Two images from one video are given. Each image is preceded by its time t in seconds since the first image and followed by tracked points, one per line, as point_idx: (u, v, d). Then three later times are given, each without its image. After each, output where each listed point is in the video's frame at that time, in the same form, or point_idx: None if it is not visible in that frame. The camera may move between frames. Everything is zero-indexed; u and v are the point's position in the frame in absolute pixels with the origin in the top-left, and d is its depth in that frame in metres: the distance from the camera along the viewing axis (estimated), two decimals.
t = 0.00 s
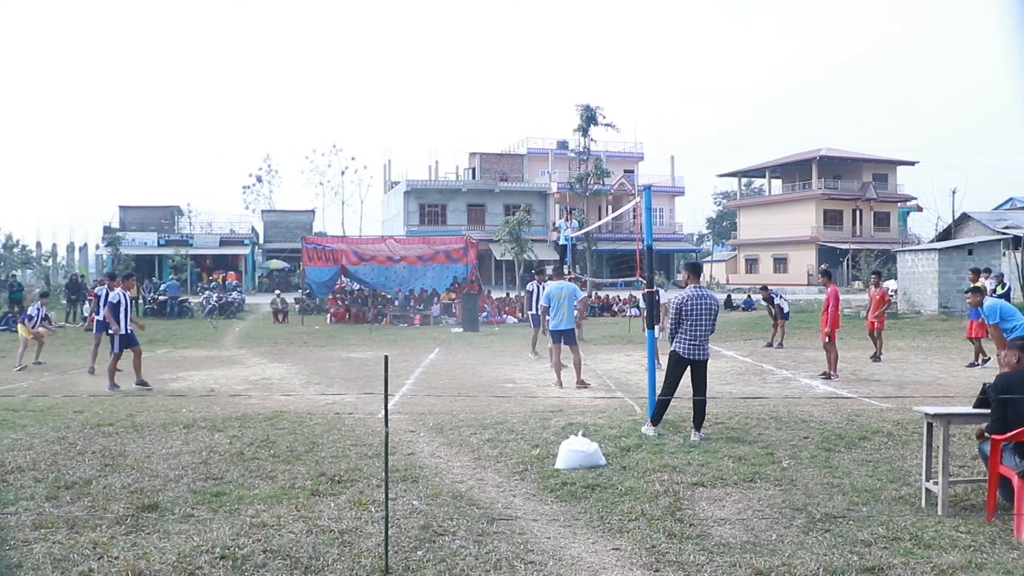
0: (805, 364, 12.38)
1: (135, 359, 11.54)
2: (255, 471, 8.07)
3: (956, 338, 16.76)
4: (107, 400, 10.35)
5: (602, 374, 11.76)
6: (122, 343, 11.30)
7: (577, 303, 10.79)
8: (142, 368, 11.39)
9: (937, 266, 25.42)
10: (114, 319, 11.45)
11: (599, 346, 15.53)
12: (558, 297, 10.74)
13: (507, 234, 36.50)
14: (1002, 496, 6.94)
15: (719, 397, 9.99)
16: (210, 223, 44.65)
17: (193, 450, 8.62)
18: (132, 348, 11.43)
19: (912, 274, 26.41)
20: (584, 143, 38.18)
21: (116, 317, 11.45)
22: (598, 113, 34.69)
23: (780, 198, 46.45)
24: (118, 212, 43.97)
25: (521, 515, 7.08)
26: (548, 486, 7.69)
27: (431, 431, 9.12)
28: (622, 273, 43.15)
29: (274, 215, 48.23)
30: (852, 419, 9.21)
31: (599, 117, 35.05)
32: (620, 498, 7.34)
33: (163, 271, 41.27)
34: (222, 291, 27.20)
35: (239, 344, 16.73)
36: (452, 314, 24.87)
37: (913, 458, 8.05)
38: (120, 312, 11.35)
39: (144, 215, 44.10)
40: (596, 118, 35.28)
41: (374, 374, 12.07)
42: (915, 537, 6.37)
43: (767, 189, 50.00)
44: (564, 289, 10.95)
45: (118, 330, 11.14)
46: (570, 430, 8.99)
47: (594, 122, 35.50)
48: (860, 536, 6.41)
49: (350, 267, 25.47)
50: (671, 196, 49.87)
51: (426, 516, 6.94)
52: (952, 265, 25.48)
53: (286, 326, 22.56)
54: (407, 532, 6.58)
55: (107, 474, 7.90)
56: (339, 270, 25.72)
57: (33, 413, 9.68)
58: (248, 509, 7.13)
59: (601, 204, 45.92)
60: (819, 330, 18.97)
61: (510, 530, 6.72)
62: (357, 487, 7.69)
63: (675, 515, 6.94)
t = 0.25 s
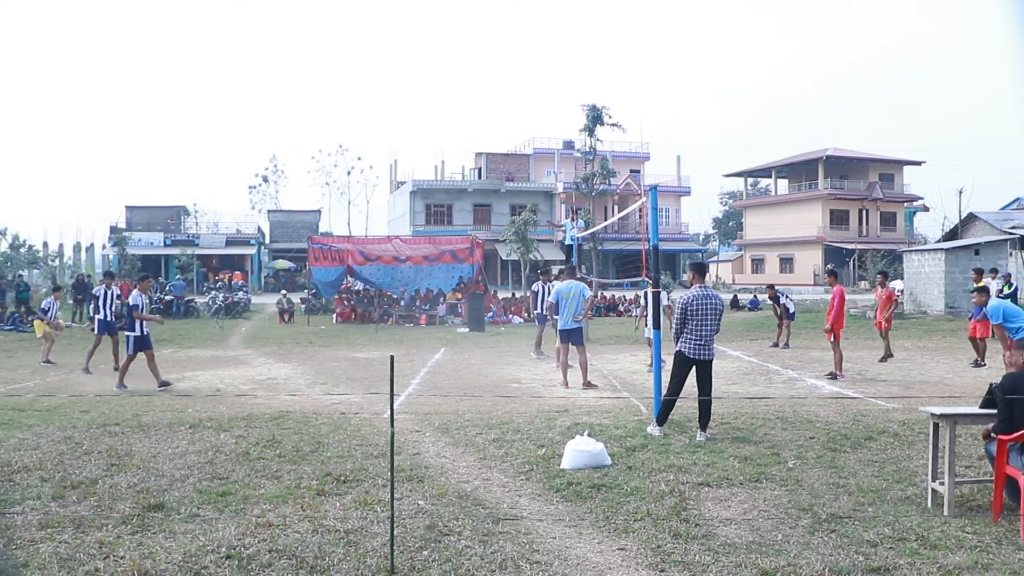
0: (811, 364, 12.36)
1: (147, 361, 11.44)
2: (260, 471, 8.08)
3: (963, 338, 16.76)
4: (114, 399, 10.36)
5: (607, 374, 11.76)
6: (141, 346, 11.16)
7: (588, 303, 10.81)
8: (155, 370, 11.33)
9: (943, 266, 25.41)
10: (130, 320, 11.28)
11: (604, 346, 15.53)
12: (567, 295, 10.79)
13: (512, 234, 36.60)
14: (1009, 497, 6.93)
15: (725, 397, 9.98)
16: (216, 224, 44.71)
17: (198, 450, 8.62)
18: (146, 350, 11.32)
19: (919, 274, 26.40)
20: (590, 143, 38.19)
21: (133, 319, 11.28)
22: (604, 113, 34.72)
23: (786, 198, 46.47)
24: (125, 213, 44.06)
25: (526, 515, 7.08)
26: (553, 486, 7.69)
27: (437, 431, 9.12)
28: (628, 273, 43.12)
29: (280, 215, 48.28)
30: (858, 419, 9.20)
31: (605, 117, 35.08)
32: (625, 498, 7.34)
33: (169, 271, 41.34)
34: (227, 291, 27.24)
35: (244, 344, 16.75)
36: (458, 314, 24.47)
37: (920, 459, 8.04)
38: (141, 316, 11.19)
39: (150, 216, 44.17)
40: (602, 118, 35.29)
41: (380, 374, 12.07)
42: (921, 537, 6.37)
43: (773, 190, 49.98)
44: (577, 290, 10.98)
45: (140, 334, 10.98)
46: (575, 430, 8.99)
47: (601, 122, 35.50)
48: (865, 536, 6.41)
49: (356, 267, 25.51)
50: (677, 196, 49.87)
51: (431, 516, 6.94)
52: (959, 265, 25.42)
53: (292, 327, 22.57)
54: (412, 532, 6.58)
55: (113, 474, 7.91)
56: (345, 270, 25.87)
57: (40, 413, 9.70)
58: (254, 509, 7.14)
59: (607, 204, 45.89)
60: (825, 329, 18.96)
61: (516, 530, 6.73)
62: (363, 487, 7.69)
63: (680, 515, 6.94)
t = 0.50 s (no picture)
0: (818, 364, 12.34)
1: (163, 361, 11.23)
2: (267, 471, 8.09)
3: (970, 339, 16.71)
4: (121, 399, 10.38)
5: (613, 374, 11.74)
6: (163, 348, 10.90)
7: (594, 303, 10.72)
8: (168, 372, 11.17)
9: (950, 266, 25.35)
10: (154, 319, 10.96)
11: (609, 346, 15.52)
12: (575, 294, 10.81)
13: (518, 234, 36.64)
14: (1015, 497, 6.91)
15: (731, 397, 9.97)
16: (222, 224, 44.76)
17: (204, 450, 8.63)
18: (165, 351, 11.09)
19: (925, 273, 26.33)
20: (595, 143, 38.17)
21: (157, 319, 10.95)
22: (610, 113, 34.72)
23: (792, 198, 46.39)
24: (131, 213, 44.14)
25: (532, 514, 7.08)
26: (558, 486, 7.68)
27: (443, 431, 9.12)
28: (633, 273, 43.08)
29: (285, 215, 48.33)
30: (864, 419, 9.17)
31: (611, 117, 35.07)
32: (631, 498, 7.34)
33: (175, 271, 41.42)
34: (233, 291, 27.27)
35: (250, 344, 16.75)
36: (463, 314, 24.86)
37: (926, 459, 8.02)
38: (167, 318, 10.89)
39: (156, 216, 44.23)
40: (608, 118, 35.28)
41: (385, 374, 12.07)
42: (928, 538, 6.35)
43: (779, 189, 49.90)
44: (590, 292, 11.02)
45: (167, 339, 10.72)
46: (581, 430, 8.99)
47: (606, 122, 35.49)
48: (872, 536, 6.39)
49: (361, 267, 25.40)
50: (682, 196, 49.82)
51: (437, 516, 6.94)
52: (965, 264, 25.36)
53: (298, 327, 22.59)
54: (418, 532, 6.59)
55: (120, 473, 7.92)
56: (350, 270, 25.70)
57: (47, 413, 9.72)
58: (260, 508, 7.15)
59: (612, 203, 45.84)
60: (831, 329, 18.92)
61: (521, 530, 6.72)
62: (368, 487, 7.70)
63: (686, 515, 6.93)
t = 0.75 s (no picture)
0: (825, 364, 12.32)
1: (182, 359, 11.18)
2: (274, 470, 8.11)
3: (977, 339, 16.67)
4: (130, 399, 10.40)
5: (620, 374, 11.73)
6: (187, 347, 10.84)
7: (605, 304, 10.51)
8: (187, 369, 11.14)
9: (957, 266, 25.29)
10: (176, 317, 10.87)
11: (616, 346, 15.51)
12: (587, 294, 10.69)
13: (524, 234, 36.68)
14: None
15: (738, 397, 9.95)
16: (228, 224, 44.84)
17: (212, 449, 8.65)
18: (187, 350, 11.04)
19: (933, 273, 26.28)
20: (602, 143, 38.15)
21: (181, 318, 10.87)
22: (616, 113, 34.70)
23: (798, 197, 46.32)
24: (138, 213, 44.22)
25: (539, 514, 7.08)
26: (565, 486, 7.68)
27: (449, 431, 9.13)
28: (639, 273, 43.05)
29: (292, 215, 48.39)
30: (871, 420, 9.15)
31: (617, 117, 35.05)
32: (637, 499, 7.33)
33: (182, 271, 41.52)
34: (241, 291, 27.31)
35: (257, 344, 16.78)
36: (470, 314, 24.51)
37: (934, 459, 8.00)
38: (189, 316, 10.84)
39: (163, 216, 44.32)
40: (614, 118, 35.25)
41: (392, 374, 12.08)
42: (935, 539, 6.34)
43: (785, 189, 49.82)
44: (607, 292, 10.89)
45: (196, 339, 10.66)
46: (588, 430, 8.99)
47: (612, 122, 35.48)
48: (879, 537, 6.38)
49: (368, 267, 25.67)
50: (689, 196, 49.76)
51: (444, 516, 6.94)
52: (973, 264, 25.28)
53: (305, 327, 22.61)
54: (425, 532, 6.60)
55: (127, 473, 7.94)
56: (357, 270, 25.99)
57: (55, 412, 9.75)
58: (267, 508, 7.16)
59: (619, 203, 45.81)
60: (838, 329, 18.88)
61: (528, 530, 6.72)
62: (375, 487, 7.71)
63: (692, 515, 6.93)
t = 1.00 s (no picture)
0: (834, 364, 12.29)
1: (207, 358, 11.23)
2: (282, 470, 8.13)
3: (986, 339, 16.61)
4: (139, 399, 10.43)
5: (627, 374, 11.72)
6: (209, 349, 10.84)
7: (612, 302, 10.35)
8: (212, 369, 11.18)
9: (966, 265, 25.18)
10: (197, 318, 10.89)
11: (624, 346, 15.49)
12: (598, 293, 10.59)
13: (532, 234, 36.69)
14: None
15: (746, 397, 9.94)
16: (236, 224, 44.94)
17: (220, 449, 8.67)
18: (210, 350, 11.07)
19: (942, 273, 26.17)
20: (610, 142, 38.12)
21: (202, 319, 10.87)
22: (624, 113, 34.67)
23: (806, 197, 46.20)
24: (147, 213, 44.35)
25: (546, 514, 7.08)
26: (573, 486, 7.68)
27: (456, 431, 9.13)
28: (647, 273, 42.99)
29: (300, 215, 48.48)
30: (880, 420, 9.13)
31: (625, 117, 35.03)
32: (645, 499, 7.33)
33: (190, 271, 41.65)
34: (249, 291, 27.37)
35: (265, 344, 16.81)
36: (478, 313, 24.62)
37: (942, 460, 7.98)
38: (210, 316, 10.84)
39: (171, 216, 44.44)
40: (622, 117, 35.23)
41: (400, 374, 12.09)
42: (944, 539, 6.31)
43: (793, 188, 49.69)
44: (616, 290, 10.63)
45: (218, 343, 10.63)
46: (595, 430, 8.98)
47: (620, 122, 35.45)
48: (888, 537, 6.36)
49: (376, 267, 25.76)
50: (696, 195, 49.68)
51: (451, 516, 6.95)
52: (982, 264, 25.19)
53: (313, 326, 22.64)
54: (432, 531, 6.61)
55: (136, 472, 7.97)
56: (365, 270, 26.00)
57: (64, 412, 9.79)
58: (274, 507, 7.18)
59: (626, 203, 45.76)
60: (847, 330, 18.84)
61: (536, 530, 6.72)
62: (382, 487, 7.72)
63: (700, 515, 6.92)
